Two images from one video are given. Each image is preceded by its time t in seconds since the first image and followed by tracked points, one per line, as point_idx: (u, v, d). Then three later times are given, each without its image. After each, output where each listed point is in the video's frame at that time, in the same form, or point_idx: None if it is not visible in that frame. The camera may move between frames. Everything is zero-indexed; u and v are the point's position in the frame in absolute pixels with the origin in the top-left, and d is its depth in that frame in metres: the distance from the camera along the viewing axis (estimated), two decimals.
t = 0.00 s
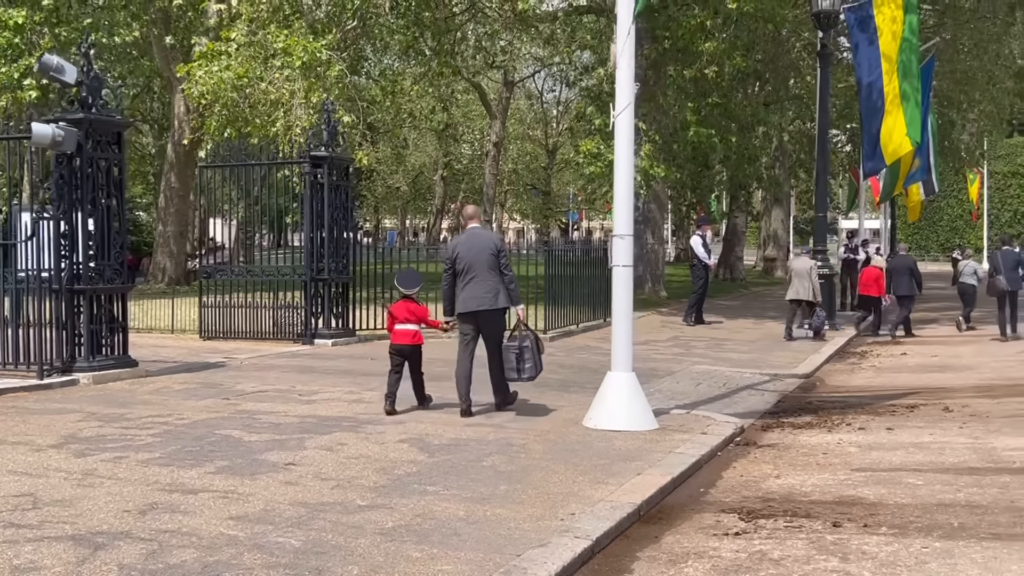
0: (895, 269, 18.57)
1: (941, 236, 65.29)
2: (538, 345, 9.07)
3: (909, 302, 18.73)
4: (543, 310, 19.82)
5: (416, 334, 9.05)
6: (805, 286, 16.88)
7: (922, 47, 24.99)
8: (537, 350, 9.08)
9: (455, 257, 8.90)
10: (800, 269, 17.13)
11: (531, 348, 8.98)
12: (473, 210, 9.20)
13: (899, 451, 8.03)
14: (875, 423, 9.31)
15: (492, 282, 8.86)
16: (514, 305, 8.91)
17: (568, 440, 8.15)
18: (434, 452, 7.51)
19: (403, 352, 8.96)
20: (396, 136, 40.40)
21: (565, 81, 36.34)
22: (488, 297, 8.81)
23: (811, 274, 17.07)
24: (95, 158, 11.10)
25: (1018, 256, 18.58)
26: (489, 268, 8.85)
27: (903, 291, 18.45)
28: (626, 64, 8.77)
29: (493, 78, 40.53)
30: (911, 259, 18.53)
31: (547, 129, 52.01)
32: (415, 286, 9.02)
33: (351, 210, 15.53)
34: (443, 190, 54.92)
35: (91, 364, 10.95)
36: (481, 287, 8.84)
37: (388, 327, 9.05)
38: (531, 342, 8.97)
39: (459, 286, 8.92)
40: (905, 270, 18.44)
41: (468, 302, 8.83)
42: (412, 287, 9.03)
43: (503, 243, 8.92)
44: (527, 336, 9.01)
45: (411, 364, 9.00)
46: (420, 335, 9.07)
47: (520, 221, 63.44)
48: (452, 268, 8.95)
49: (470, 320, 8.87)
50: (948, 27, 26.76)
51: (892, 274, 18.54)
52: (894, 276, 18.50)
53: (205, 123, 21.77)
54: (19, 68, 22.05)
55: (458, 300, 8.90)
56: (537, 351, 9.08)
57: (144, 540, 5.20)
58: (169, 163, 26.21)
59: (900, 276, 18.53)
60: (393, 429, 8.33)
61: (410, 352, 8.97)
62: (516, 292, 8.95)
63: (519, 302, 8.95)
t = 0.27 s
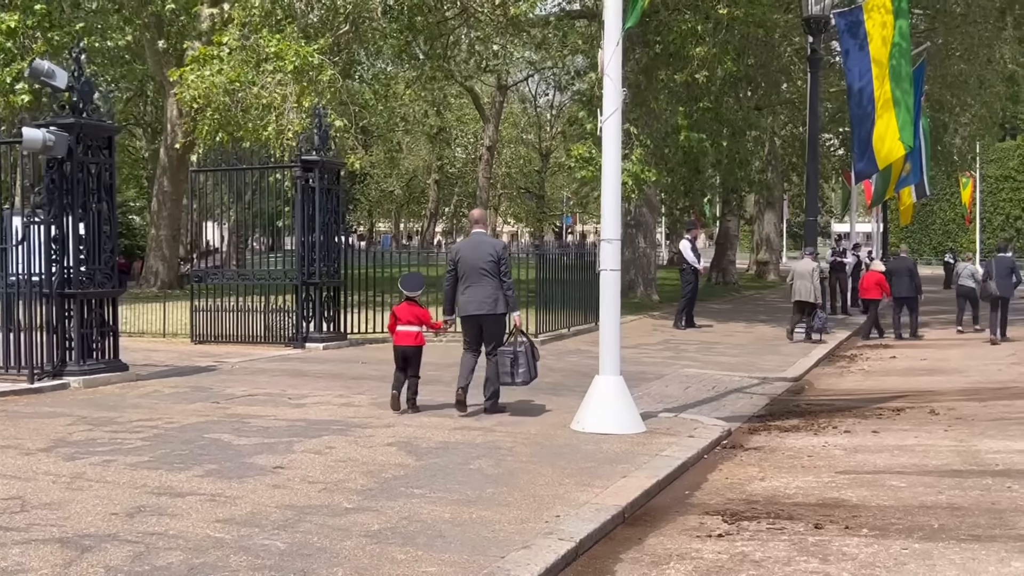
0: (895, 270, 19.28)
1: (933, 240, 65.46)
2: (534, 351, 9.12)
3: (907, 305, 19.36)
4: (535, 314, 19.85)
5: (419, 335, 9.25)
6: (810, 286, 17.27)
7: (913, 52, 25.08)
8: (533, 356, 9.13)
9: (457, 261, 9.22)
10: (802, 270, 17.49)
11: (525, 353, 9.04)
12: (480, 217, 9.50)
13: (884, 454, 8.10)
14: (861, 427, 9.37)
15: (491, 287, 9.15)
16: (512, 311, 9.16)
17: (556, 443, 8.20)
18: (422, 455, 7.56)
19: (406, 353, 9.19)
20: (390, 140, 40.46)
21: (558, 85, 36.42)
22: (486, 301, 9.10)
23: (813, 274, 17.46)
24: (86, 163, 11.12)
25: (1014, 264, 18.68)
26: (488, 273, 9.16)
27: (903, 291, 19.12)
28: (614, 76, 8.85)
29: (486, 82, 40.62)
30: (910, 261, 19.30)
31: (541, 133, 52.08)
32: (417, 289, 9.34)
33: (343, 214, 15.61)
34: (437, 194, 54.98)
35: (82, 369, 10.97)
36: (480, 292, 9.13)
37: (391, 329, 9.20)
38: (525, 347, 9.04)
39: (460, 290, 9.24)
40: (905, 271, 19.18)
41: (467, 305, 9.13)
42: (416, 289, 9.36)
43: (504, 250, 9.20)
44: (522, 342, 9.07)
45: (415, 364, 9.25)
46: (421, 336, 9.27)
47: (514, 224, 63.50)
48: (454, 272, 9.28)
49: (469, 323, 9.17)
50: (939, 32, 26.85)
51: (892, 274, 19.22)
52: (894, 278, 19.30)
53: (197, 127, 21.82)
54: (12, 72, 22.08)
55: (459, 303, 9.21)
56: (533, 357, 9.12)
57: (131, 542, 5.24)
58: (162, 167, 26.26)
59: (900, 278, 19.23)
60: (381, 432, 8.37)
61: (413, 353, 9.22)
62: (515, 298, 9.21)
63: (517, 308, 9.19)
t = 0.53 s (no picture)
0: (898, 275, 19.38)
1: (926, 243, 65.60)
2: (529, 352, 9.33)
3: (908, 311, 19.40)
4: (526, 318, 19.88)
5: (413, 338, 9.47)
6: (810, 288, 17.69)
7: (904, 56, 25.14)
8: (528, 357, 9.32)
9: (453, 265, 9.38)
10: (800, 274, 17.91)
11: (522, 354, 9.24)
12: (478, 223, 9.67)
13: (867, 457, 8.15)
14: (845, 430, 9.43)
15: (487, 289, 9.29)
16: (507, 313, 9.29)
17: (541, 447, 8.24)
18: (407, 459, 7.59)
19: (400, 355, 9.41)
20: (383, 143, 40.49)
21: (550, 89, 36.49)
22: (481, 302, 9.22)
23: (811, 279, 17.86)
24: (75, 167, 11.15)
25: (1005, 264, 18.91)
26: (484, 276, 9.31)
27: (903, 295, 19.17)
28: (599, 82, 8.90)
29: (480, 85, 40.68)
30: (915, 267, 19.38)
31: (534, 137, 52.15)
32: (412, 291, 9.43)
33: (332, 218, 15.62)
34: (430, 197, 55.02)
35: (70, 373, 11.00)
36: (475, 294, 9.26)
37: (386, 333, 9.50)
38: (521, 348, 9.25)
39: (456, 293, 9.38)
40: (908, 276, 19.27)
41: (463, 307, 9.25)
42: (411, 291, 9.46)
43: (500, 254, 9.36)
44: (518, 344, 9.30)
45: (410, 366, 9.43)
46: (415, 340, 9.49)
47: (508, 228, 63.55)
48: (451, 276, 9.43)
49: (465, 324, 9.28)
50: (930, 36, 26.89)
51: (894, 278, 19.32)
52: (896, 282, 19.35)
53: (188, 131, 21.83)
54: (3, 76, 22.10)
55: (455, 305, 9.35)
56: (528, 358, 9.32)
57: (113, 546, 5.28)
58: (154, 171, 26.30)
59: (902, 283, 19.29)
60: (367, 436, 8.40)
61: (407, 355, 9.41)
62: (510, 301, 9.34)
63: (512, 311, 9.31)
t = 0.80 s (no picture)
0: (902, 275, 19.44)
1: (920, 245, 65.72)
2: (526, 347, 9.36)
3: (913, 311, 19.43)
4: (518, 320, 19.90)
5: (410, 337, 9.54)
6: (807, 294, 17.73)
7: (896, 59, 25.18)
8: (525, 352, 9.36)
9: (447, 267, 9.46)
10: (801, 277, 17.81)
11: (517, 349, 9.27)
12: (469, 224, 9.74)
13: (852, 459, 8.18)
14: (831, 432, 9.45)
15: (480, 289, 9.36)
16: (502, 311, 9.36)
17: (527, 449, 8.25)
18: (393, 462, 7.61)
19: (398, 355, 9.48)
20: (377, 145, 40.50)
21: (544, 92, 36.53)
22: (475, 302, 9.30)
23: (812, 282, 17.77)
24: (63, 170, 11.16)
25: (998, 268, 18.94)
26: (477, 276, 9.37)
27: (909, 295, 19.18)
28: (586, 85, 8.91)
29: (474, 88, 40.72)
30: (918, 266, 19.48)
31: (529, 139, 52.18)
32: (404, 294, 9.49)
33: (323, 221, 15.61)
34: (425, 200, 55.05)
35: (59, 376, 10.99)
36: (470, 294, 9.34)
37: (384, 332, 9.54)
38: (516, 343, 9.28)
39: (452, 295, 9.46)
40: (911, 276, 19.35)
41: (459, 307, 9.34)
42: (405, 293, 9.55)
43: (491, 254, 9.42)
44: (513, 339, 9.33)
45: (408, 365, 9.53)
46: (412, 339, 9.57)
47: (503, 230, 63.59)
48: (446, 278, 9.51)
49: (462, 325, 9.37)
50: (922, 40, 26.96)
51: (898, 279, 19.37)
52: (900, 283, 19.38)
53: (181, 133, 21.82)
54: None
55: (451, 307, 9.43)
56: (524, 352, 9.36)
57: (94, 549, 5.28)
58: (147, 174, 26.32)
59: (907, 283, 19.35)
60: (354, 439, 8.41)
61: (405, 355, 9.49)
62: (504, 299, 9.41)
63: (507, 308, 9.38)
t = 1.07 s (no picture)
0: (904, 276, 19.40)
1: (915, 247, 65.76)
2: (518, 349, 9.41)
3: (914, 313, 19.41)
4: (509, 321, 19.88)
5: (409, 337, 9.65)
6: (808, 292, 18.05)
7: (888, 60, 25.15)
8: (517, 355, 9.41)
9: (442, 269, 9.44)
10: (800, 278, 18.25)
11: (510, 352, 9.32)
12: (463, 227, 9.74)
13: (835, 460, 8.18)
14: (817, 434, 9.45)
15: (475, 291, 9.38)
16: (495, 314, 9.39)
17: (510, 450, 8.25)
18: (375, 463, 7.60)
19: (398, 355, 9.62)
20: (371, 147, 40.47)
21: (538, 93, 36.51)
22: (470, 305, 9.32)
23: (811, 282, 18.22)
24: (49, 171, 11.13)
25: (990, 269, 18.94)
26: (472, 279, 9.38)
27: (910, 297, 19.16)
28: (570, 86, 8.90)
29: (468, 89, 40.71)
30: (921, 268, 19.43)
31: (524, 140, 52.19)
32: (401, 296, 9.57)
33: (313, 223, 15.60)
34: (420, 201, 55.02)
35: (44, 377, 10.96)
36: (464, 296, 9.35)
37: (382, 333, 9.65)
38: (509, 346, 9.32)
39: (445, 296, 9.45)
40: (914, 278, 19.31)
41: (452, 309, 9.33)
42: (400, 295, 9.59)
43: (486, 257, 9.44)
44: (506, 341, 9.37)
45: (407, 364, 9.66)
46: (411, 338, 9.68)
47: (499, 232, 63.58)
48: (440, 279, 9.49)
49: (455, 326, 9.37)
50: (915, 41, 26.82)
51: (900, 281, 19.34)
52: (902, 285, 19.35)
53: (172, 135, 21.77)
54: None
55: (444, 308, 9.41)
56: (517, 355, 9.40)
57: (68, 550, 5.27)
58: (139, 175, 26.28)
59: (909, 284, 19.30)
60: (337, 440, 8.40)
61: (404, 355, 9.62)
62: (497, 302, 9.45)
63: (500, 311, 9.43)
